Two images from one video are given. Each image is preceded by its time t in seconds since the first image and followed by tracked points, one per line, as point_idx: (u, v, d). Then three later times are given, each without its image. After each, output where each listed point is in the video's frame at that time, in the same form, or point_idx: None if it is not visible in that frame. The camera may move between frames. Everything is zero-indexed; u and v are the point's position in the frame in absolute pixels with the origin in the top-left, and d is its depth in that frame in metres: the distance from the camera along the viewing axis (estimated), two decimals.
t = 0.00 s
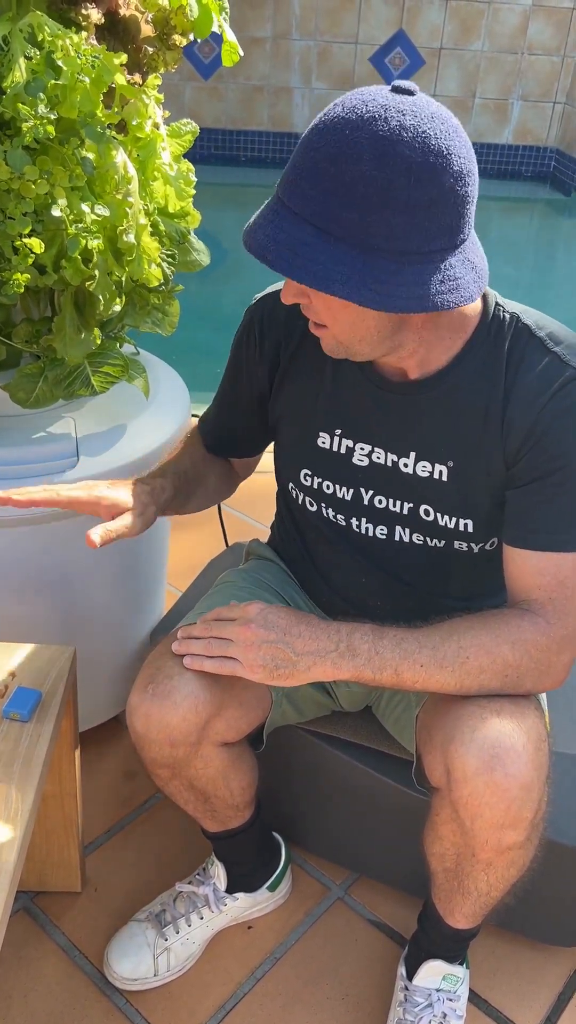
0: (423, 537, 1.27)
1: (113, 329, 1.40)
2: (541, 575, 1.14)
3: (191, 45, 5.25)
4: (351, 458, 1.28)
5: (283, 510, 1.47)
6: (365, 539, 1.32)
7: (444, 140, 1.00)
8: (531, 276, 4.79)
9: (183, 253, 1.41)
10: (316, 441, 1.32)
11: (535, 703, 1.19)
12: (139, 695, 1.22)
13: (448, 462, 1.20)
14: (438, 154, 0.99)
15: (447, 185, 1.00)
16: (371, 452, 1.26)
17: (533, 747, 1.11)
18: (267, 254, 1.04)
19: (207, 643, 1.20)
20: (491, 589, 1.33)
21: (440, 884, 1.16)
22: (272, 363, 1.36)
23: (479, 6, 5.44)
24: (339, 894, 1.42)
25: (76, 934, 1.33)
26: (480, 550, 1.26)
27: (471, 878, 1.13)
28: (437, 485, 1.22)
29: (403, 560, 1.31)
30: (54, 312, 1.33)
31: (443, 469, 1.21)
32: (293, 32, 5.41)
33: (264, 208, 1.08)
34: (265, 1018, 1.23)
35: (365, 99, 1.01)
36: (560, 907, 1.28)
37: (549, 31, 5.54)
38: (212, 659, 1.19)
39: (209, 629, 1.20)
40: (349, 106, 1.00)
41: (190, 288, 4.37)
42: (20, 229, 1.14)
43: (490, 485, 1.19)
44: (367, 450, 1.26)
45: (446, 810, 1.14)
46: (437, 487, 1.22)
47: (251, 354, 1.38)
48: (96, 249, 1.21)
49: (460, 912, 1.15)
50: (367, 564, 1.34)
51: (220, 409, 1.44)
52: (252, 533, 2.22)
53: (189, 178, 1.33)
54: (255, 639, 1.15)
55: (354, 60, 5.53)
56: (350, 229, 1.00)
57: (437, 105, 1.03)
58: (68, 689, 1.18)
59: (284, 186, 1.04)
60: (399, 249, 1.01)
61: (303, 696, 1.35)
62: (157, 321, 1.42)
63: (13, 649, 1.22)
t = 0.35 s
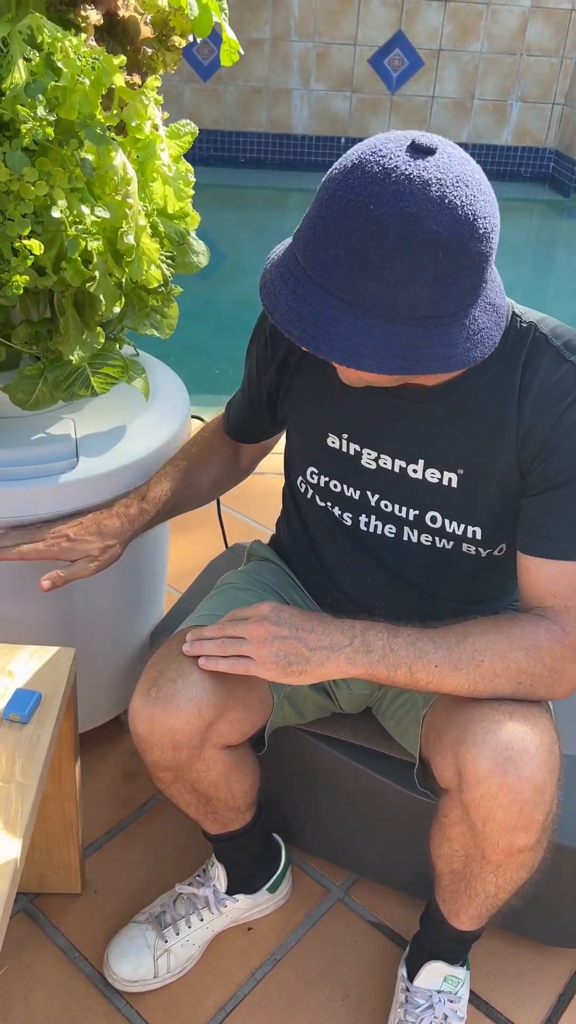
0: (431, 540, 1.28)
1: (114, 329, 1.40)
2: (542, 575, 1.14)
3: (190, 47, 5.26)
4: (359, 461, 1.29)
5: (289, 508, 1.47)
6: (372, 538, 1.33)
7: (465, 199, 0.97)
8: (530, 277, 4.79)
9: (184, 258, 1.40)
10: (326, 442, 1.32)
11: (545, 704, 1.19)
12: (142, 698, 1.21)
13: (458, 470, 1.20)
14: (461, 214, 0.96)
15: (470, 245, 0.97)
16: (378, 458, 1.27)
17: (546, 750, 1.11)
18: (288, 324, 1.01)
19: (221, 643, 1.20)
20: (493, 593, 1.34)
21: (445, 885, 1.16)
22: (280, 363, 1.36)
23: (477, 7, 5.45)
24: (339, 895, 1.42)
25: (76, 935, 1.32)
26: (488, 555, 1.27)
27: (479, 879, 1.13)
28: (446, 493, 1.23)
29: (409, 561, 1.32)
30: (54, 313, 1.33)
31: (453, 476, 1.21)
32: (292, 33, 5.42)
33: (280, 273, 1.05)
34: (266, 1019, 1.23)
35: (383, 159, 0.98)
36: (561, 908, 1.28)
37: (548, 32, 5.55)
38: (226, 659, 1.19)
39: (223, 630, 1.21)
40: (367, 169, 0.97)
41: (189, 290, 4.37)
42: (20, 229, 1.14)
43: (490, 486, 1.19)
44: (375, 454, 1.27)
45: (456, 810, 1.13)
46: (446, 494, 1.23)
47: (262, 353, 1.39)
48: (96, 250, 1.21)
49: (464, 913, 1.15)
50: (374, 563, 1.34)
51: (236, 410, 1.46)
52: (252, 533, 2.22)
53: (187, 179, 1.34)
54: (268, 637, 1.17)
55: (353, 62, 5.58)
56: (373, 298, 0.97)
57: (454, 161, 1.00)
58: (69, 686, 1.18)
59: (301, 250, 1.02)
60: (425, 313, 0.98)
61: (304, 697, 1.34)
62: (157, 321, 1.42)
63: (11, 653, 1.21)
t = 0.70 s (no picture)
0: (426, 544, 1.28)
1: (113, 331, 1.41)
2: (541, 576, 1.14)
3: (189, 49, 5.27)
4: (353, 468, 1.30)
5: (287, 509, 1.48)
6: (368, 541, 1.33)
7: (448, 207, 0.97)
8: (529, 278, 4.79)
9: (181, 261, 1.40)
10: (319, 448, 1.32)
11: (542, 704, 1.19)
12: (141, 697, 1.22)
13: (450, 474, 1.21)
14: (444, 223, 0.97)
15: (453, 253, 0.97)
16: (371, 465, 1.27)
17: (543, 749, 1.11)
18: (273, 334, 1.02)
19: (218, 644, 1.20)
20: (490, 594, 1.34)
21: (444, 885, 1.16)
22: (272, 373, 1.36)
23: (476, 9, 5.46)
24: (339, 895, 1.42)
25: (76, 936, 1.33)
26: (484, 556, 1.27)
27: (477, 878, 1.13)
28: (439, 497, 1.23)
29: (406, 562, 1.32)
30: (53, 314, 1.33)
31: (446, 480, 1.22)
32: (291, 35, 5.43)
33: (265, 283, 1.05)
34: (265, 1019, 1.23)
35: (365, 169, 0.98)
36: (560, 908, 1.28)
37: (546, 34, 5.56)
38: (224, 661, 1.19)
39: (220, 632, 1.21)
40: (350, 178, 0.98)
41: (188, 291, 4.38)
42: (18, 231, 1.15)
43: (488, 486, 1.19)
44: (368, 460, 1.27)
45: (454, 811, 1.14)
46: (439, 499, 1.23)
47: (253, 364, 1.38)
48: (94, 251, 1.21)
49: (464, 912, 1.15)
50: (370, 565, 1.35)
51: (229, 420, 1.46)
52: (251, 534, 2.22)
53: (186, 181, 1.34)
54: (265, 639, 1.17)
55: (352, 63, 5.59)
56: (356, 307, 0.98)
57: (438, 170, 1.00)
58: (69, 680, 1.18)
59: (285, 259, 1.02)
60: (407, 322, 0.98)
61: (303, 697, 1.35)
62: (155, 323, 1.43)
63: (10, 653, 1.21)
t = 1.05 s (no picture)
0: (424, 544, 1.28)
1: (111, 333, 1.41)
2: (539, 575, 1.15)
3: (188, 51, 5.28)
4: (349, 469, 1.30)
5: (285, 509, 1.48)
6: (366, 541, 1.34)
7: (439, 206, 0.98)
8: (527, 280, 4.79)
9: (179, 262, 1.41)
10: (316, 451, 1.33)
11: (541, 703, 1.19)
12: (140, 697, 1.22)
13: (446, 474, 1.21)
14: (435, 223, 0.97)
15: (444, 252, 0.98)
16: (368, 465, 1.27)
17: (541, 749, 1.11)
18: (267, 334, 1.02)
19: (218, 646, 1.20)
20: (488, 594, 1.34)
21: (443, 885, 1.17)
22: (268, 379, 1.36)
23: (475, 10, 5.46)
24: (337, 894, 1.42)
25: (75, 936, 1.33)
26: (481, 556, 1.27)
27: (476, 878, 1.13)
28: (435, 497, 1.24)
29: (404, 562, 1.32)
30: (52, 315, 1.34)
31: (441, 480, 1.22)
32: (290, 36, 5.43)
33: (257, 283, 1.06)
34: (265, 1019, 1.23)
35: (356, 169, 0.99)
36: (558, 908, 1.28)
37: (545, 35, 5.57)
38: (223, 662, 1.19)
39: (219, 634, 1.21)
40: (341, 178, 0.98)
41: (187, 292, 4.38)
42: (18, 233, 1.15)
43: (486, 486, 1.20)
44: (365, 462, 1.27)
45: (452, 811, 1.14)
46: (436, 499, 1.24)
47: (249, 369, 1.38)
48: (93, 252, 1.22)
49: (462, 912, 1.16)
50: (368, 565, 1.35)
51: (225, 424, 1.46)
52: (250, 535, 2.22)
53: (185, 183, 1.34)
54: (264, 640, 1.18)
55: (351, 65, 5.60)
56: (349, 306, 0.98)
57: (429, 170, 1.01)
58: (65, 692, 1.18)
59: (277, 259, 1.02)
60: (400, 321, 0.99)
61: (302, 697, 1.35)
62: (155, 324, 1.43)
63: (10, 654, 1.21)
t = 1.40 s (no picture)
0: (422, 544, 1.29)
1: (110, 335, 1.42)
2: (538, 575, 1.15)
3: (188, 53, 5.28)
4: (348, 470, 1.30)
5: (284, 508, 1.48)
6: (364, 541, 1.34)
7: (443, 194, 0.98)
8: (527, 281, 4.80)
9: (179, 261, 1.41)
10: (315, 451, 1.33)
11: (540, 701, 1.20)
12: (139, 697, 1.22)
13: (444, 474, 1.22)
14: (439, 208, 0.97)
15: (446, 239, 0.99)
16: (367, 465, 1.27)
17: (540, 748, 1.11)
18: (271, 321, 1.01)
19: (217, 646, 1.20)
20: (486, 594, 1.35)
21: (442, 884, 1.17)
22: (267, 379, 1.36)
23: (474, 12, 5.47)
24: (337, 894, 1.42)
25: (75, 936, 1.33)
26: (479, 556, 1.28)
27: (475, 878, 1.14)
28: (433, 497, 1.24)
29: (403, 563, 1.32)
30: (51, 317, 1.34)
31: (440, 480, 1.22)
32: (289, 38, 5.44)
33: (260, 270, 1.05)
34: (264, 1018, 1.24)
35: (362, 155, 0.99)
36: (557, 907, 1.28)
37: (544, 36, 5.57)
38: (223, 663, 1.20)
39: (219, 634, 1.21)
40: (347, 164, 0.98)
41: (186, 293, 4.38)
42: (17, 234, 1.15)
43: (485, 487, 1.20)
44: (364, 462, 1.28)
45: (452, 810, 1.14)
46: (433, 499, 1.24)
47: (247, 370, 1.39)
48: (93, 253, 1.22)
49: (462, 912, 1.16)
50: (367, 565, 1.35)
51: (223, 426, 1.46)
52: (249, 535, 2.23)
53: (184, 185, 1.35)
54: (263, 639, 1.18)
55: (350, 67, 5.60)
56: (354, 293, 0.98)
57: (431, 158, 1.01)
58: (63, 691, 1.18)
59: (281, 246, 1.02)
60: (406, 308, 0.99)
61: (301, 697, 1.35)
62: (154, 325, 1.43)
63: (9, 655, 1.22)
